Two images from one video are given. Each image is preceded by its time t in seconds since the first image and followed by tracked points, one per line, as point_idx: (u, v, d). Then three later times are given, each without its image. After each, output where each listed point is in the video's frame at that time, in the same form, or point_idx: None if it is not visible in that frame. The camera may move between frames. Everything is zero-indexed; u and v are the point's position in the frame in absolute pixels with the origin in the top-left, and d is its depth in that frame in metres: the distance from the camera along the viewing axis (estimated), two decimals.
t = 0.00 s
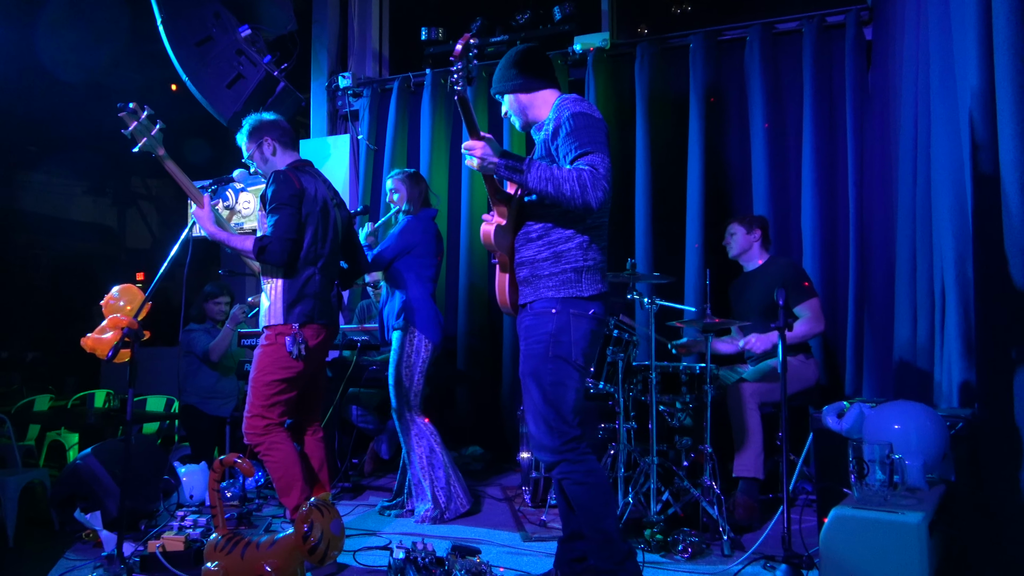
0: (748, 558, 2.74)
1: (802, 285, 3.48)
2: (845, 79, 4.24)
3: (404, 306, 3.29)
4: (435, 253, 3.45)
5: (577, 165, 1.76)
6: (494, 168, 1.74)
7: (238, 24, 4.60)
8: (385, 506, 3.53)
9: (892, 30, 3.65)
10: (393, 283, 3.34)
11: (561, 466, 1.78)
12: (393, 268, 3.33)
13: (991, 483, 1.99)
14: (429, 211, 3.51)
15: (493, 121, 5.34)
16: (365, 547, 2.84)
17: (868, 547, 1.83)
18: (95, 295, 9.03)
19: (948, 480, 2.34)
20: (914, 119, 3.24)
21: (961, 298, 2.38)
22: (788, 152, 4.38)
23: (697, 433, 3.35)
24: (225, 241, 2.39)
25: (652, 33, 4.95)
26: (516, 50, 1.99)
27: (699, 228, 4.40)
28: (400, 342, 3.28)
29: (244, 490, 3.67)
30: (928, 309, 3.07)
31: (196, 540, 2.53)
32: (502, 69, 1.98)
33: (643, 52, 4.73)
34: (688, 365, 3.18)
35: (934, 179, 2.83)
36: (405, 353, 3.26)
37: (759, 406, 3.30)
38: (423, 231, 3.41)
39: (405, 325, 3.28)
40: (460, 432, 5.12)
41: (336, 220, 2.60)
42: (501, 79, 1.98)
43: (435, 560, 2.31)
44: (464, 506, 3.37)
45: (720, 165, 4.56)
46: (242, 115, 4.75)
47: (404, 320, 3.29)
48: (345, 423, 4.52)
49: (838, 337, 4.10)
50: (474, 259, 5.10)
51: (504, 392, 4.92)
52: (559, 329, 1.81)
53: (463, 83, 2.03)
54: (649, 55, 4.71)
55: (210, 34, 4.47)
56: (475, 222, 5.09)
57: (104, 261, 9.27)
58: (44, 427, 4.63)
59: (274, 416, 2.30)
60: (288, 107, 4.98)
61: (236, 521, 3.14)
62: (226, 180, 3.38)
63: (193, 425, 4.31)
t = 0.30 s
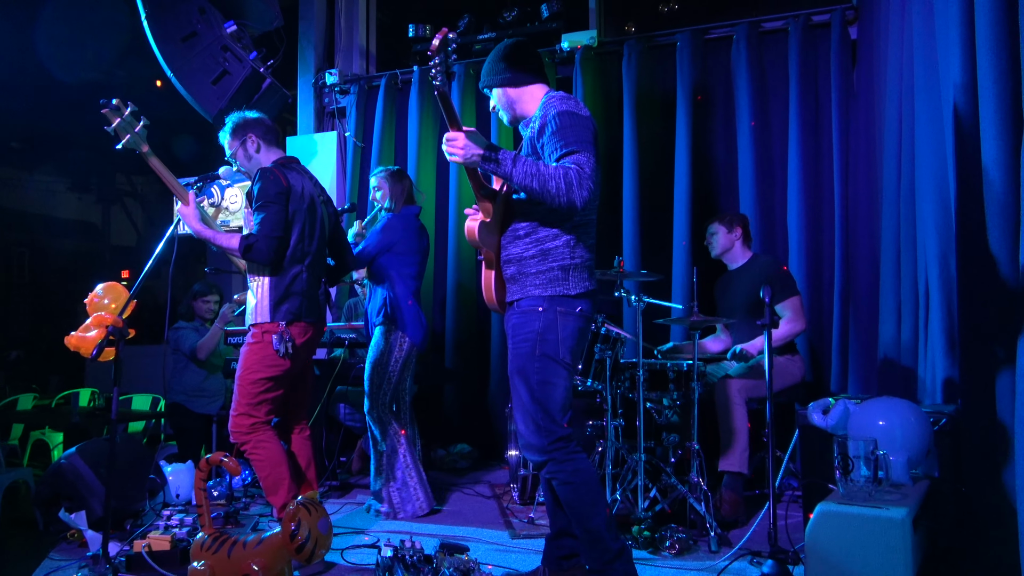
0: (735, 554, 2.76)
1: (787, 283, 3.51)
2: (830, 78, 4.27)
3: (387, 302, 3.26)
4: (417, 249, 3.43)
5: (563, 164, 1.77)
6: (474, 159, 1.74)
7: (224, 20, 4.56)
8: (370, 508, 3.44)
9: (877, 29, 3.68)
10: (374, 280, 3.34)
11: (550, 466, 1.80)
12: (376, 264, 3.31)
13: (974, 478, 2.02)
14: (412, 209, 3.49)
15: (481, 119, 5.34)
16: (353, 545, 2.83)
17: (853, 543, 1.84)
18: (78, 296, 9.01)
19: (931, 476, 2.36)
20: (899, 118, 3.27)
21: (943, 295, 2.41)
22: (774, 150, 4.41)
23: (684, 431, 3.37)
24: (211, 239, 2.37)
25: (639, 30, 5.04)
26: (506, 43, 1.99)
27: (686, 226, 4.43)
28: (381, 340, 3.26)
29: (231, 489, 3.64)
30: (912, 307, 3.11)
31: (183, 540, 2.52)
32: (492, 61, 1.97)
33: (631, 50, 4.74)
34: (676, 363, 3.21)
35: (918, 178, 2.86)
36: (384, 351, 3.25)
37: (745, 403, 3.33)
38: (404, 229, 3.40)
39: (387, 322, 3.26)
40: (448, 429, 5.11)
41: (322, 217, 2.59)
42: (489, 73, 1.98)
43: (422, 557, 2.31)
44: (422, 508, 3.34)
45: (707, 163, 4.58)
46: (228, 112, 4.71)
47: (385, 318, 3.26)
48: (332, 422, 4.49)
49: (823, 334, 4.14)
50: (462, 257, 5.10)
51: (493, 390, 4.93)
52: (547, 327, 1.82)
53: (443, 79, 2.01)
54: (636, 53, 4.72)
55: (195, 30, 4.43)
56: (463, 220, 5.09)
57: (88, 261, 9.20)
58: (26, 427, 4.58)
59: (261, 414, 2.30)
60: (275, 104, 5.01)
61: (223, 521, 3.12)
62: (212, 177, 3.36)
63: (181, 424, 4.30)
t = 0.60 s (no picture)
0: (730, 550, 2.77)
1: (783, 279, 3.52)
2: (823, 75, 4.28)
3: (375, 299, 3.24)
4: (405, 247, 3.40)
5: (554, 160, 1.76)
6: (467, 160, 1.77)
7: (216, 19, 4.56)
8: (361, 508, 3.36)
9: (869, 26, 3.68)
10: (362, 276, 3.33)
11: (564, 465, 1.79)
12: (363, 261, 3.31)
13: (965, 472, 2.03)
14: (400, 205, 3.48)
15: (476, 117, 5.34)
16: (349, 544, 2.84)
17: (846, 538, 1.85)
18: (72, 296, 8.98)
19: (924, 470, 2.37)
20: (891, 115, 3.28)
21: (936, 290, 2.42)
22: (768, 147, 4.42)
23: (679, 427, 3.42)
24: (202, 240, 2.37)
25: (632, 28, 5.10)
26: (505, 31, 1.98)
27: (681, 223, 4.43)
28: (369, 337, 3.26)
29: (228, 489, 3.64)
30: (905, 302, 3.12)
31: (179, 540, 2.52)
32: (491, 50, 1.97)
33: (624, 47, 4.73)
34: (671, 359, 3.22)
35: (911, 174, 2.87)
36: (374, 350, 3.25)
37: (741, 399, 3.34)
38: (388, 226, 3.37)
39: (376, 320, 3.25)
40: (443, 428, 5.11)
41: (314, 214, 2.59)
42: (489, 61, 1.97)
43: (418, 556, 2.31)
44: (405, 512, 3.36)
45: (701, 160, 4.59)
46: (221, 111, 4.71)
47: (373, 316, 3.24)
48: (326, 421, 4.45)
49: (817, 330, 4.15)
50: (457, 255, 5.10)
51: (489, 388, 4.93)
52: (549, 324, 1.82)
53: (430, 70, 2.05)
54: (630, 50, 4.71)
55: (188, 29, 4.42)
56: (459, 218, 5.09)
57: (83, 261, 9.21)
58: (22, 428, 4.57)
59: (255, 414, 2.29)
60: (268, 103, 4.99)
61: (218, 520, 3.12)
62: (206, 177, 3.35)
63: (178, 423, 4.31)
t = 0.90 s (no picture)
0: (733, 546, 2.78)
1: (785, 277, 3.51)
2: (825, 71, 4.27)
3: (375, 298, 3.24)
4: (406, 248, 3.42)
5: (556, 149, 1.72)
6: (467, 135, 1.71)
7: (217, 20, 4.58)
8: (366, 507, 3.37)
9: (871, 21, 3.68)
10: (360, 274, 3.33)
11: (577, 465, 1.80)
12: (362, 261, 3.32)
13: (966, 468, 2.04)
14: (401, 205, 3.49)
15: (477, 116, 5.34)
16: (354, 542, 2.86)
17: (847, 534, 1.85)
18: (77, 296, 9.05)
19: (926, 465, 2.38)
20: (892, 111, 3.27)
21: (937, 286, 2.42)
22: (770, 143, 4.41)
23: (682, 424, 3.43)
24: (212, 240, 2.40)
25: (634, 25, 5.09)
26: (514, 21, 1.96)
27: (683, 220, 4.43)
28: (369, 336, 3.26)
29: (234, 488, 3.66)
30: (907, 298, 3.11)
31: (185, 539, 2.54)
32: (500, 38, 1.95)
33: (625, 44, 4.73)
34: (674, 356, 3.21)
35: (912, 170, 2.87)
36: (374, 350, 3.26)
37: (744, 396, 3.34)
38: (387, 227, 3.38)
39: (376, 319, 3.25)
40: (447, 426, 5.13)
41: (316, 213, 2.61)
42: (496, 49, 1.96)
43: (423, 553, 2.32)
44: (410, 511, 3.38)
45: (702, 157, 4.59)
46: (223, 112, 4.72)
47: (373, 315, 3.24)
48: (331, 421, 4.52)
49: (820, 326, 4.15)
50: (460, 254, 5.11)
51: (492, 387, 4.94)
52: (557, 323, 1.82)
53: (428, 63, 1.94)
54: (630, 48, 4.72)
55: (190, 30, 4.44)
56: (461, 216, 5.11)
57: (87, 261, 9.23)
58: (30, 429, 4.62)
59: (259, 413, 2.31)
60: (270, 103, 5.02)
61: (223, 519, 3.13)
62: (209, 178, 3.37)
63: (186, 422, 4.35)
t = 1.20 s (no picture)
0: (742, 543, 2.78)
1: (793, 274, 3.50)
2: (832, 65, 4.24)
3: (384, 298, 3.26)
4: (414, 247, 3.43)
5: (560, 148, 1.70)
6: (471, 129, 1.70)
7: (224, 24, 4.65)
8: (377, 506, 3.40)
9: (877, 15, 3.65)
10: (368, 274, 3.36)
11: (590, 465, 1.80)
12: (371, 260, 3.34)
13: (976, 463, 2.02)
14: (408, 205, 3.50)
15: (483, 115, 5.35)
16: (364, 541, 2.88)
17: (854, 531, 1.85)
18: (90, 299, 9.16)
19: (935, 460, 2.37)
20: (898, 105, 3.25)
21: (945, 279, 2.40)
22: (777, 139, 4.39)
23: (691, 421, 3.43)
24: (219, 242, 2.42)
25: (639, 22, 5.09)
26: (524, 12, 1.94)
27: (690, 217, 4.42)
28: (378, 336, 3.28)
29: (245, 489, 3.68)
30: (916, 293, 3.09)
31: (198, 539, 2.57)
32: (510, 29, 1.94)
33: (630, 42, 4.73)
34: (682, 353, 3.19)
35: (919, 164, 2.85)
36: (384, 350, 3.28)
37: (752, 393, 3.33)
38: (397, 226, 3.40)
39: (385, 318, 3.28)
40: (457, 425, 5.15)
41: (323, 213, 2.63)
42: (507, 40, 1.94)
43: (432, 552, 2.33)
44: (420, 510, 3.39)
45: (709, 154, 4.58)
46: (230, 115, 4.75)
47: (382, 314, 3.27)
48: (342, 420, 4.55)
49: (829, 321, 4.13)
50: (467, 254, 5.12)
51: (501, 386, 4.96)
52: (568, 322, 1.82)
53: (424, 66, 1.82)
54: (636, 45, 4.71)
55: (197, 35, 4.46)
56: (468, 216, 5.12)
57: (100, 266, 9.34)
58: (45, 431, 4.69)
59: (269, 414, 2.33)
60: (278, 106, 5.08)
61: (235, 520, 3.16)
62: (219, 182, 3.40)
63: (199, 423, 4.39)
